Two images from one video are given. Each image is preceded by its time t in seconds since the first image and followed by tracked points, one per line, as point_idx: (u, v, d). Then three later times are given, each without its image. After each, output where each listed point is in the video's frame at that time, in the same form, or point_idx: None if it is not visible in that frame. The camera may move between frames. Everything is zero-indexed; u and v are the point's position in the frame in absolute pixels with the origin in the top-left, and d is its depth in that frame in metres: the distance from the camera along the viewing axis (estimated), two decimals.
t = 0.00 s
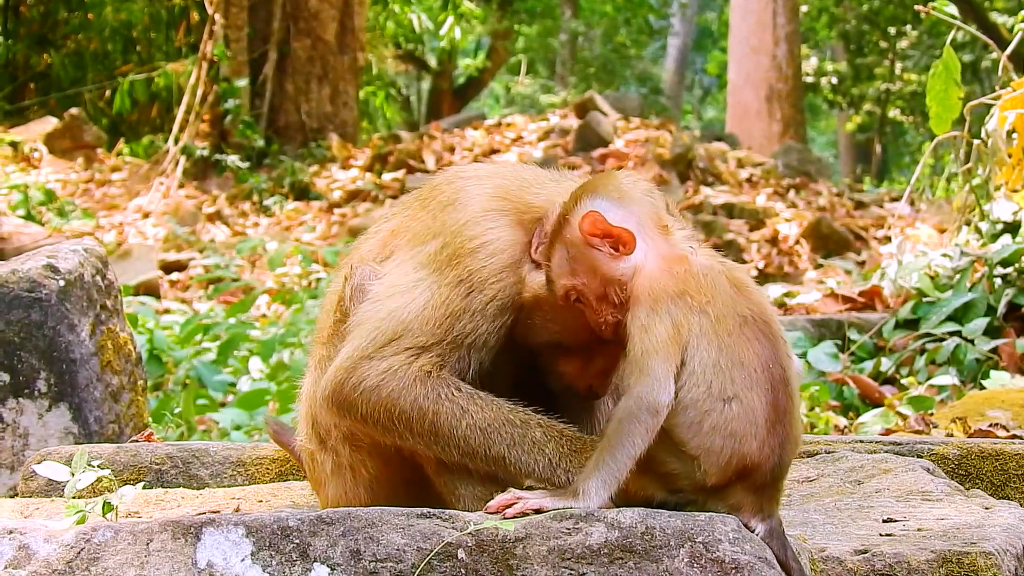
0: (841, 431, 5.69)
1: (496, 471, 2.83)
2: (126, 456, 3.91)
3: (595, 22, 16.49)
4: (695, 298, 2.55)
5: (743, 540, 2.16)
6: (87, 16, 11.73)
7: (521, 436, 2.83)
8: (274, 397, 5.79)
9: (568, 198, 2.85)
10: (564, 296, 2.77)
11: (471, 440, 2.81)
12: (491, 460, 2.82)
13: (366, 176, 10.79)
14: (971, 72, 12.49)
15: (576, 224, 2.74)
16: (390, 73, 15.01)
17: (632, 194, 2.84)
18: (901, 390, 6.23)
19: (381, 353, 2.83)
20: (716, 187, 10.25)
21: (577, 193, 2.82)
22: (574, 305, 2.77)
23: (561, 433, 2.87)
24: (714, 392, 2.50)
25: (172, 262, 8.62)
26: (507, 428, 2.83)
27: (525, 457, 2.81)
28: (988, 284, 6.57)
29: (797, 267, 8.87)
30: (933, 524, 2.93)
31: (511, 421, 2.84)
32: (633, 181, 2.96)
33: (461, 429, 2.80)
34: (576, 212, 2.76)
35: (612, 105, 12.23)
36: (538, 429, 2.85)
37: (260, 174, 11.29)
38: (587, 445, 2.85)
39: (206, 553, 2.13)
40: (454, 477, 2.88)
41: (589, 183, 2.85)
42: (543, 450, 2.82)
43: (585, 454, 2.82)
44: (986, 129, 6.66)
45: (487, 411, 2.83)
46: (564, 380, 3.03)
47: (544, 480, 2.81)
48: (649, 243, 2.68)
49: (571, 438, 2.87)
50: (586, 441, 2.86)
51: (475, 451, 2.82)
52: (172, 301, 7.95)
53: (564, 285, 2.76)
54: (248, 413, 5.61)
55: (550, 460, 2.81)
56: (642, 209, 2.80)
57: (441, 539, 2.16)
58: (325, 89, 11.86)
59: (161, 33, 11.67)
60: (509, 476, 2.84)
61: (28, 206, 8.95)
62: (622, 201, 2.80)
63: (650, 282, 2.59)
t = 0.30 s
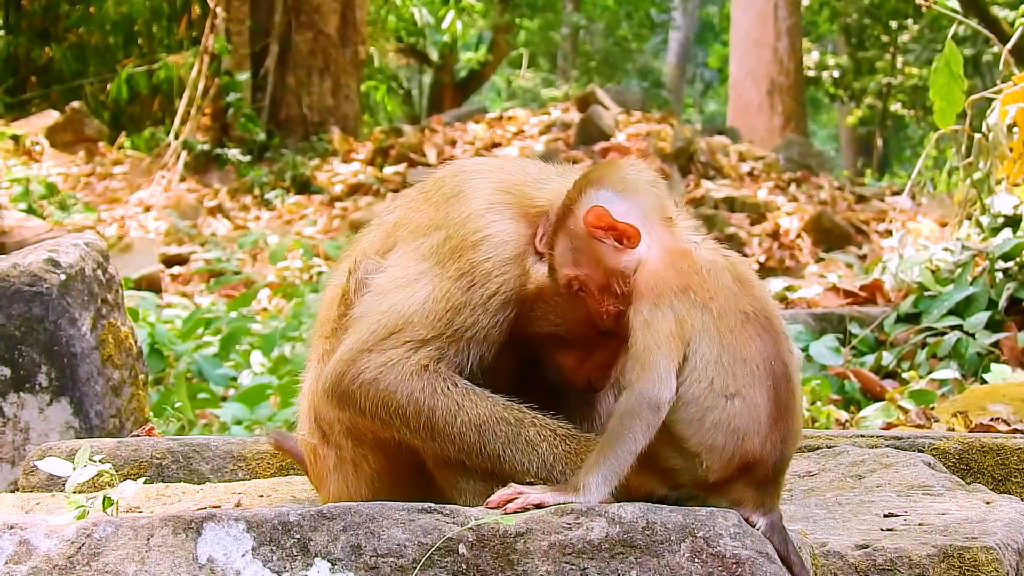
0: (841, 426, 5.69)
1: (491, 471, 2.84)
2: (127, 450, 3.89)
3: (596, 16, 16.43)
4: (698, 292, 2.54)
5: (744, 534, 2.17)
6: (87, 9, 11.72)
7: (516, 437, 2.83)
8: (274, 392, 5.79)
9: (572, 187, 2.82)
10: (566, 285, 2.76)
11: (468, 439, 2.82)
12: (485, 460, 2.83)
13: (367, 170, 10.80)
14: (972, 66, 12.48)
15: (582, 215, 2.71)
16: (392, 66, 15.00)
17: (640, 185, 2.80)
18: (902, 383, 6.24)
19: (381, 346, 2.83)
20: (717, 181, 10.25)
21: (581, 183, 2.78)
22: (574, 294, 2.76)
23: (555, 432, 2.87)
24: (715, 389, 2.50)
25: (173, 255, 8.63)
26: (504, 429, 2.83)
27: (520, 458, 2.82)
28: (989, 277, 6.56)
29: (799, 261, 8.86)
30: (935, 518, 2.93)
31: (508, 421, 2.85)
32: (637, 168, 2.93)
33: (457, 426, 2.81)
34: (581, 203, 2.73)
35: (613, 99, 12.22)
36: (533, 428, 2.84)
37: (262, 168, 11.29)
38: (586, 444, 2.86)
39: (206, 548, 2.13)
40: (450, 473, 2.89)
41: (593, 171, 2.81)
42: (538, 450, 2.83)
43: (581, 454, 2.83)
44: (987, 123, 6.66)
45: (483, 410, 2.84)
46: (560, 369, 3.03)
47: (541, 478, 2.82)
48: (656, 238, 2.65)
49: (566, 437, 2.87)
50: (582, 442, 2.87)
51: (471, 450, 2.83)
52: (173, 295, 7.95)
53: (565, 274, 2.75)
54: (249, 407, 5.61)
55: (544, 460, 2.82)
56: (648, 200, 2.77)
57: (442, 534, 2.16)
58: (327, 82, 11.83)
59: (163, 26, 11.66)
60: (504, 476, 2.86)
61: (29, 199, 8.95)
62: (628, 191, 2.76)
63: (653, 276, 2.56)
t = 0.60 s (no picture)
0: (842, 422, 5.70)
1: (490, 465, 2.85)
2: (127, 446, 3.90)
3: (597, 12, 16.47)
4: (696, 288, 2.54)
5: (743, 530, 2.17)
6: (88, 5, 11.71)
7: (514, 432, 2.83)
8: (275, 388, 5.79)
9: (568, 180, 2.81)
10: (561, 278, 2.76)
11: (466, 435, 2.82)
12: (484, 456, 2.83)
13: (368, 166, 10.80)
14: (973, 62, 12.47)
15: (580, 210, 2.70)
16: (393, 63, 14.96)
17: (638, 180, 2.80)
18: (903, 380, 6.24)
19: (381, 340, 2.83)
20: (718, 178, 10.24)
21: (576, 176, 2.77)
22: (571, 287, 2.76)
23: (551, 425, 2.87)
24: (716, 382, 2.50)
25: (174, 251, 8.63)
26: (502, 425, 2.83)
27: (518, 453, 2.83)
28: (989, 274, 6.55)
29: (800, 258, 8.86)
30: (934, 514, 2.93)
31: (506, 416, 2.85)
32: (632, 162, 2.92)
33: (456, 421, 2.81)
34: (580, 197, 2.72)
35: (614, 96, 12.21)
36: (530, 423, 2.84)
37: (263, 164, 11.28)
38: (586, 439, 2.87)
39: (206, 543, 2.13)
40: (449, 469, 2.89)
41: (590, 163, 2.80)
42: (536, 443, 2.83)
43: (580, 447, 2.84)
44: (989, 120, 6.65)
45: (482, 405, 2.84)
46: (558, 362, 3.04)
47: (540, 473, 2.82)
48: (656, 233, 2.65)
49: (564, 432, 2.87)
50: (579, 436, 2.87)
51: (470, 446, 2.83)
52: (174, 291, 7.94)
53: (561, 268, 2.75)
54: (250, 404, 5.62)
55: (541, 454, 2.82)
56: (647, 194, 2.76)
57: (441, 529, 2.17)
58: (328, 78, 11.81)
59: (164, 22, 11.65)
60: (502, 472, 2.86)
61: (30, 195, 8.94)
62: (627, 185, 2.75)
63: (651, 271, 2.56)
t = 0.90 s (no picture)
0: (842, 418, 5.70)
1: (491, 463, 2.84)
2: (127, 442, 3.94)
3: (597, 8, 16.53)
4: (698, 284, 2.53)
5: (743, 526, 2.17)
6: None
7: (515, 428, 2.83)
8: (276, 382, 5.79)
9: (569, 180, 2.80)
10: (564, 277, 2.76)
11: (467, 432, 2.81)
12: (484, 453, 2.83)
13: (369, 161, 10.80)
14: (973, 57, 12.47)
15: (582, 208, 2.70)
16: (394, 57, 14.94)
17: (640, 177, 2.80)
18: (903, 375, 6.24)
19: (382, 337, 2.84)
20: (718, 173, 10.24)
21: (579, 175, 2.76)
22: (574, 286, 2.76)
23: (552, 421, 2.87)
24: (719, 379, 2.50)
25: (174, 246, 8.63)
26: (503, 421, 2.83)
27: (519, 450, 2.82)
28: (989, 270, 6.55)
29: (800, 253, 8.85)
30: (934, 510, 2.93)
31: (507, 413, 2.84)
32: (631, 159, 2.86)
33: (456, 418, 2.81)
34: (582, 196, 2.72)
35: (614, 91, 12.20)
36: (531, 419, 2.84)
37: (263, 158, 11.28)
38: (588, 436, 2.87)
39: (206, 539, 2.13)
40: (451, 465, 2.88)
41: (591, 162, 2.79)
42: (535, 440, 2.82)
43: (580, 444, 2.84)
44: (989, 115, 6.64)
45: (482, 402, 2.83)
46: (559, 359, 3.04)
47: (541, 469, 2.81)
48: (658, 231, 2.65)
49: (565, 429, 2.87)
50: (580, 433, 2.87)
51: (470, 442, 2.82)
52: (174, 286, 7.94)
53: (564, 267, 2.75)
54: (250, 398, 5.61)
55: (542, 451, 2.82)
56: (648, 192, 2.76)
57: (442, 525, 2.17)
58: (328, 73, 11.82)
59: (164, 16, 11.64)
60: (503, 469, 2.86)
61: (30, 189, 8.93)
62: (628, 183, 2.75)
63: (653, 268, 2.56)
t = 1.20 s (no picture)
0: (839, 413, 5.70)
1: (488, 458, 2.84)
2: (123, 437, 3.92)
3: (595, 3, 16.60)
4: (695, 280, 2.52)
5: (740, 522, 2.17)
6: None
7: (511, 424, 2.83)
8: (273, 378, 5.78)
9: (566, 176, 2.80)
10: (562, 275, 2.77)
11: (463, 427, 2.81)
12: (480, 448, 2.83)
13: (366, 156, 10.80)
14: (971, 53, 12.48)
15: (578, 205, 2.70)
16: (392, 53, 14.90)
17: (637, 172, 2.79)
18: (900, 371, 6.24)
19: (379, 333, 2.83)
20: (716, 169, 10.24)
21: (575, 172, 2.77)
22: (573, 283, 2.76)
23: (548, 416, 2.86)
24: (715, 375, 2.50)
25: (172, 241, 8.61)
26: (499, 416, 2.83)
27: (515, 445, 2.82)
28: (986, 265, 6.55)
29: (797, 249, 8.85)
30: (931, 506, 2.93)
31: (503, 409, 2.84)
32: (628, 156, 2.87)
33: (453, 413, 2.81)
34: (577, 192, 2.73)
35: (612, 86, 12.19)
36: (527, 415, 2.83)
37: (260, 154, 11.27)
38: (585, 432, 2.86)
39: (202, 535, 2.13)
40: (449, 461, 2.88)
41: (587, 158, 2.79)
42: (531, 435, 2.82)
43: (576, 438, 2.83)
44: (986, 111, 6.64)
45: (478, 397, 2.83)
46: (554, 353, 3.03)
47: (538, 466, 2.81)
48: (655, 227, 2.64)
49: (562, 425, 2.86)
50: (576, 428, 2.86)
51: (467, 438, 2.82)
52: (171, 282, 7.93)
53: (562, 264, 2.75)
54: (248, 393, 5.60)
55: (538, 446, 2.82)
56: (644, 187, 2.76)
57: (438, 521, 2.17)
58: (326, 68, 11.82)
59: (161, 12, 11.62)
60: (500, 463, 2.86)
61: (27, 185, 8.91)
62: (623, 178, 2.75)
63: (650, 263, 2.55)
